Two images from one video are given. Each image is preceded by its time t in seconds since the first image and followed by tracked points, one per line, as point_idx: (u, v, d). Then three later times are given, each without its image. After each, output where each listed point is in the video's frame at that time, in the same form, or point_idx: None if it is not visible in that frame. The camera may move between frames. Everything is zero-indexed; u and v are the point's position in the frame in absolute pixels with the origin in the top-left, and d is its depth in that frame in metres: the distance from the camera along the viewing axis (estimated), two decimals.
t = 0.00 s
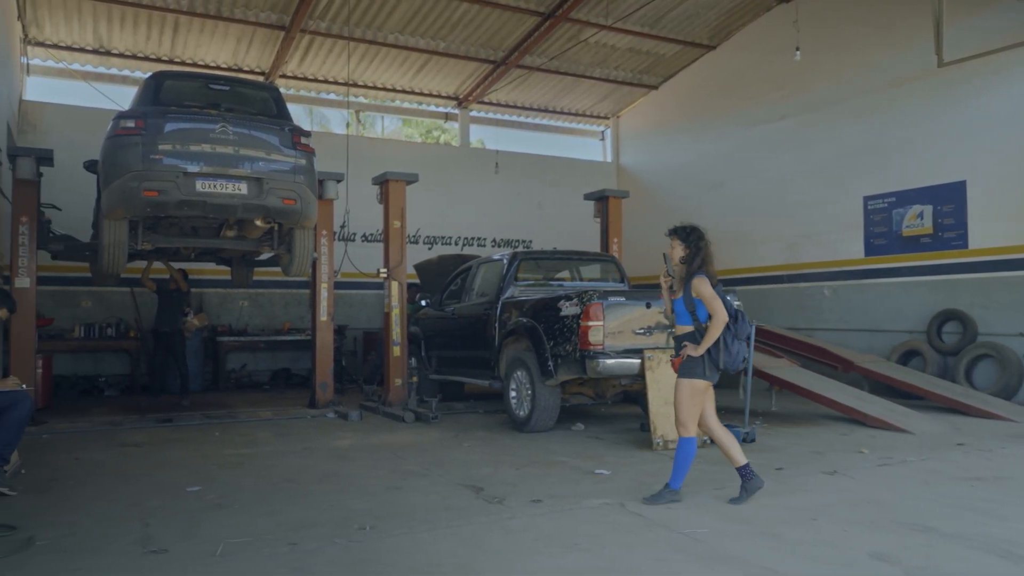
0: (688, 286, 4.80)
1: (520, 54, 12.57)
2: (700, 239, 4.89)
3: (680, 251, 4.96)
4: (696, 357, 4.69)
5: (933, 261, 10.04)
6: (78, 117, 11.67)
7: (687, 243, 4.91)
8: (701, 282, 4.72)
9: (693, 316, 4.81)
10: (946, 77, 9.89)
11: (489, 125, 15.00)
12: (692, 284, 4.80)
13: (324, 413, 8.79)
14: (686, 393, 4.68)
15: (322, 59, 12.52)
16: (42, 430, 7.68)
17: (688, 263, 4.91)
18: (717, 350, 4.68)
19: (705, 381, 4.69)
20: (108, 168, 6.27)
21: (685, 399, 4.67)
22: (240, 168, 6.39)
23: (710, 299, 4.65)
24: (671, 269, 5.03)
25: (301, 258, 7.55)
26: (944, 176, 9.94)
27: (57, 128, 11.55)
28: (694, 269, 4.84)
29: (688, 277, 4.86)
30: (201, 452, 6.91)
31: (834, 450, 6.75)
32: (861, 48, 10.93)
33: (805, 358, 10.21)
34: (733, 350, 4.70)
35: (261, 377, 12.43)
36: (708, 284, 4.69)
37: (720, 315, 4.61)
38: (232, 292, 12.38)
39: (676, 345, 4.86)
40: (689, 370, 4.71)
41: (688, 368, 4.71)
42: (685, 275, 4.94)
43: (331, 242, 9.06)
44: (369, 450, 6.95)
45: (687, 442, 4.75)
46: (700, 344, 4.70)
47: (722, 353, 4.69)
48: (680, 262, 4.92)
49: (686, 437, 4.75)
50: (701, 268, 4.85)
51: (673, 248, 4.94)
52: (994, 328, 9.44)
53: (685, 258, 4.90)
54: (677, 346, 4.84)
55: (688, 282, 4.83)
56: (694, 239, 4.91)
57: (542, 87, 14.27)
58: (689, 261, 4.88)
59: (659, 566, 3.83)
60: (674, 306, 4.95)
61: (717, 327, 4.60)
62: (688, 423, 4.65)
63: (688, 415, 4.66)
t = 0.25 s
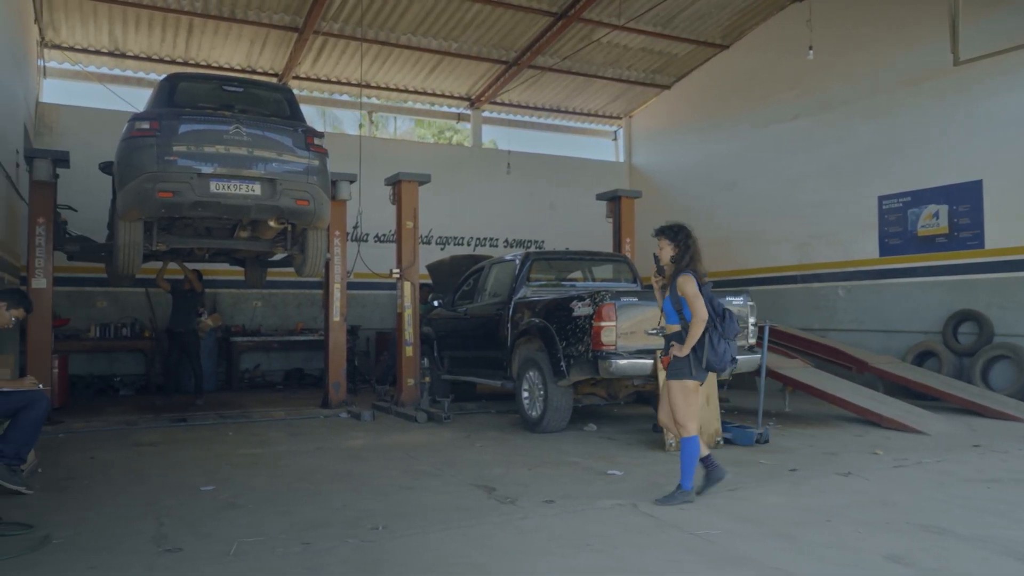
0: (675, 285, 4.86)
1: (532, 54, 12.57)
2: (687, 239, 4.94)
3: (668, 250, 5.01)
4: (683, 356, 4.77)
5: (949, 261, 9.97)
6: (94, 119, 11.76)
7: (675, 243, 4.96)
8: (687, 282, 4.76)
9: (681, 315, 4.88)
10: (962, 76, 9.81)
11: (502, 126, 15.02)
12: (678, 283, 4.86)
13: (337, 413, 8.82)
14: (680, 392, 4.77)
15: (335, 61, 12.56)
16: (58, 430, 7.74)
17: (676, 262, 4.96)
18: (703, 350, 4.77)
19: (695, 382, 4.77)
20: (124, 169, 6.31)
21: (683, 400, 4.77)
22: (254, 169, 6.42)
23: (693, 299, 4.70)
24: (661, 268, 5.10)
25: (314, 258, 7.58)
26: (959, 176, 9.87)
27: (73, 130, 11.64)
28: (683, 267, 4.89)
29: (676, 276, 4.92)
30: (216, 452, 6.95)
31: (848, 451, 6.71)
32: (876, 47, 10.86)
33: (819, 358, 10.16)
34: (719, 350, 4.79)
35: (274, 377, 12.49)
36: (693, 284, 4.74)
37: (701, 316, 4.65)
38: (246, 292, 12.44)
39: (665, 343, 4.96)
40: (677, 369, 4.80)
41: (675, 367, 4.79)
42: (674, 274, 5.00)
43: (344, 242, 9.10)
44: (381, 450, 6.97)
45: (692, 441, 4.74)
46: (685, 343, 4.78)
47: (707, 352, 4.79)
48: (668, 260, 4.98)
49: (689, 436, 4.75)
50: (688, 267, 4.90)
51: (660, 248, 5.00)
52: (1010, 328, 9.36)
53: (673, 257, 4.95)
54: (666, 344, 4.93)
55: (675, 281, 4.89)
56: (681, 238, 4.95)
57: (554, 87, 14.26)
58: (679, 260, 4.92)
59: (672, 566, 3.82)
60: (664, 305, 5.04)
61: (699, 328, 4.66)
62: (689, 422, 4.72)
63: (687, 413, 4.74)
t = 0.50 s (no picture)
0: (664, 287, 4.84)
1: (540, 54, 12.57)
2: (672, 239, 4.90)
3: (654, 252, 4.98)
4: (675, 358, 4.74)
5: (960, 261, 9.91)
6: (104, 120, 11.82)
7: (660, 245, 4.91)
8: (675, 282, 4.74)
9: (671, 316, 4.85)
10: (973, 74, 9.76)
11: (510, 126, 15.03)
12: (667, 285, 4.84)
13: (345, 413, 8.84)
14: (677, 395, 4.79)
15: (343, 61, 12.60)
16: (69, 429, 7.79)
17: (664, 263, 4.94)
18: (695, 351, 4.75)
19: (688, 382, 4.76)
20: (133, 170, 6.34)
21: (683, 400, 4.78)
22: (263, 169, 6.44)
23: (681, 300, 4.66)
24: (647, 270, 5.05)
25: (323, 258, 7.59)
26: (970, 175, 9.81)
27: (84, 131, 11.70)
28: (671, 268, 4.88)
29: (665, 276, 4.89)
30: (225, 452, 6.98)
31: (857, 452, 6.68)
32: (885, 46, 10.81)
33: (828, 359, 10.11)
34: (711, 349, 4.77)
35: (283, 377, 12.53)
36: (681, 284, 4.70)
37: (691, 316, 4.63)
38: (255, 292, 12.49)
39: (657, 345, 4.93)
40: (669, 371, 4.77)
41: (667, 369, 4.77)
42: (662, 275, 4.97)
43: (352, 243, 9.11)
44: (390, 450, 6.97)
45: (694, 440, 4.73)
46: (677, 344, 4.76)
47: (700, 352, 4.76)
48: (656, 262, 4.94)
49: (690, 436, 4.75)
50: (676, 268, 4.89)
51: (646, 250, 4.95)
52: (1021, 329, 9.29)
53: (661, 258, 4.92)
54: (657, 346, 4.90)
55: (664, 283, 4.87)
56: (666, 239, 4.91)
57: (562, 87, 14.25)
58: (667, 261, 4.91)
59: (680, 568, 3.81)
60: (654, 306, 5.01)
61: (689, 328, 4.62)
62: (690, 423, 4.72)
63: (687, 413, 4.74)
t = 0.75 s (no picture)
0: (653, 287, 4.85)
1: (547, 54, 12.57)
2: (657, 241, 4.94)
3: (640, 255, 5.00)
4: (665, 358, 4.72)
5: (969, 261, 9.86)
6: (113, 121, 11.88)
7: (646, 248, 4.93)
8: (666, 283, 4.77)
9: (660, 317, 4.85)
10: (982, 73, 9.71)
11: (517, 126, 15.05)
12: (656, 286, 4.86)
13: (353, 413, 8.85)
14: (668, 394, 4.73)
15: (350, 62, 12.62)
16: (77, 429, 7.82)
17: (651, 266, 4.96)
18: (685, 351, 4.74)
19: (677, 383, 4.74)
20: (142, 171, 6.37)
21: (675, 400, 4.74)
22: (270, 170, 6.45)
23: (674, 300, 4.70)
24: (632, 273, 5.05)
25: (330, 259, 7.60)
26: (979, 175, 9.76)
27: (93, 132, 11.75)
28: (659, 269, 4.90)
29: (653, 278, 4.92)
30: (233, 451, 7.00)
31: (865, 453, 6.66)
32: (894, 45, 10.77)
33: (836, 359, 10.08)
34: (699, 350, 4.78)
35: (290, 377, 12.56)
36: (672, 285, 4.75)
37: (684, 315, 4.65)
38: (263, 292, 12.52)
39: (644, 347, 4.89)
40: (657, 371, 4.73)
41: (656, 369, 4.73)
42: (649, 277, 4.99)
43: (360, 243, 9.13)
44: (397, 450, 6.98)
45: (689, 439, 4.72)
46: (667, 345, 4.74)
47: (689, 353, 4.76)
48: (643, 264, 4.96)
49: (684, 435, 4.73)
50: (663, 270, 4.92)
51: (632, 254, 4.96)
52: None
53: (648, 260, 4.94)
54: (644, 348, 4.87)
55: (653, 284, 4.88)
56: (652, 242, 4.94)
57: (570, 87, 14.25)
58: (654, 263, 4.93)
59: (687, 568, 3.81)
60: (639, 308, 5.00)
61: (682, 328, 4.63)
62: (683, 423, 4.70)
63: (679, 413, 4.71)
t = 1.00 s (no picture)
0: (645, 285, 4.84)
1: (557, 55, 12.57)
2: (644, 239, 4.91)
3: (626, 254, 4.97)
4: (659, 355, 4.70)
5: (982, 261, 9.79)
6: (126, 122, 11.94)
7: (633, 246, 4.90)
8: (659, 280, 4.78)
9: (652, 314, 4.83)
10: (995, 73, 9.65)
11: (527, 127, 15.05)
12: (648, 283, 4.85)
13: (363, 413, 8.88)
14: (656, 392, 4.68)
15: (361, 63, 12.66)
16: (90, 429, 7.88)
17: (638, 264, 4.95)
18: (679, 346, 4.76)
19: (671, 378, 4.71)
20: (154, 172, 6.40)
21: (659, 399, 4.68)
22: (281, 171, 6.48)
23: (667, 296, 4.70)
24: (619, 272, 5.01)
25: (341, 259, 7.61)
26: (993, 174, 9.70)
27: (105, 134, 11.83)
28: (648, 267, 4.90)
29: (642, 276, 4.90)
30: (244, 451, 7.03)
31: (878, 454, 6.63)
32: (907, 44, 10.71)
33: (847, 360, 10.04)
34: (691, 344, 4.84)
35: (301, 377, 12.60)
36: (665, 281, 4.76)
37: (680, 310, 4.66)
38: (273, 293, 12.57)
39: (635, 344, 4.84)
40: (651, 368, 4.70)
41: (651, 366, 4.70)
42: (637, 276, 4.97)
43: (370, 243, 9.15)
44: (407, 451, 7.00)
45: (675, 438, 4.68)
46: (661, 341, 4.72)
47: (681, 348, 4.80)
48: (631, 263, 4.94)
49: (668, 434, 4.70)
50: (652, 267, 4.92)
51: (620, 253, 4.90)
52: None
53: (636, 259, 4.92)
54: (636, 346, 4.82)
55: (644, 282, 4.87)
56: (639, 240, 4.91)
57: (580, 87, 14.25)
58: (641, 261, 4.93)
59: (698, 570, 3.79)
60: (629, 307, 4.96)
61: (678, 322, 4.65)
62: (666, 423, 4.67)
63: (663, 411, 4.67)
